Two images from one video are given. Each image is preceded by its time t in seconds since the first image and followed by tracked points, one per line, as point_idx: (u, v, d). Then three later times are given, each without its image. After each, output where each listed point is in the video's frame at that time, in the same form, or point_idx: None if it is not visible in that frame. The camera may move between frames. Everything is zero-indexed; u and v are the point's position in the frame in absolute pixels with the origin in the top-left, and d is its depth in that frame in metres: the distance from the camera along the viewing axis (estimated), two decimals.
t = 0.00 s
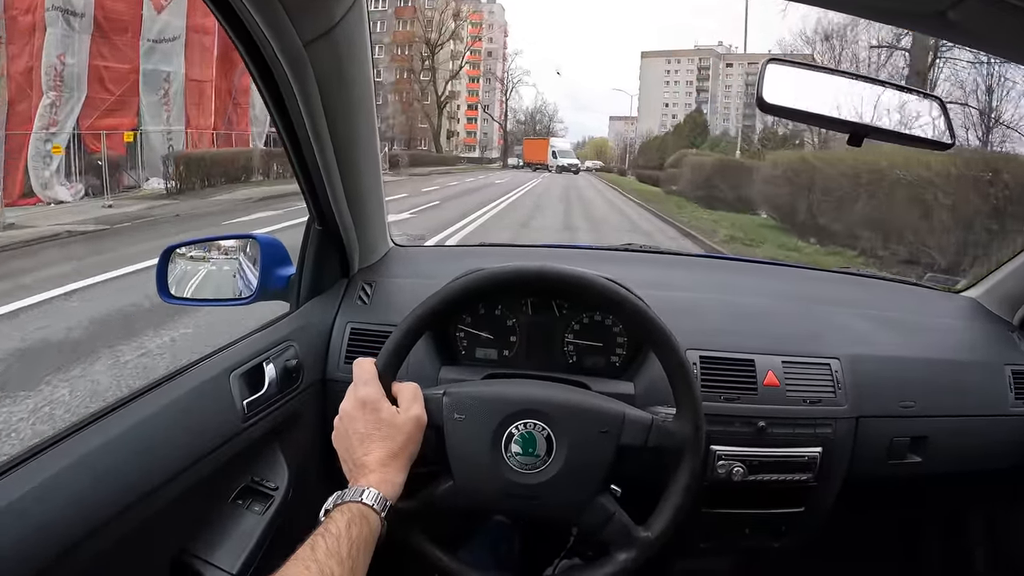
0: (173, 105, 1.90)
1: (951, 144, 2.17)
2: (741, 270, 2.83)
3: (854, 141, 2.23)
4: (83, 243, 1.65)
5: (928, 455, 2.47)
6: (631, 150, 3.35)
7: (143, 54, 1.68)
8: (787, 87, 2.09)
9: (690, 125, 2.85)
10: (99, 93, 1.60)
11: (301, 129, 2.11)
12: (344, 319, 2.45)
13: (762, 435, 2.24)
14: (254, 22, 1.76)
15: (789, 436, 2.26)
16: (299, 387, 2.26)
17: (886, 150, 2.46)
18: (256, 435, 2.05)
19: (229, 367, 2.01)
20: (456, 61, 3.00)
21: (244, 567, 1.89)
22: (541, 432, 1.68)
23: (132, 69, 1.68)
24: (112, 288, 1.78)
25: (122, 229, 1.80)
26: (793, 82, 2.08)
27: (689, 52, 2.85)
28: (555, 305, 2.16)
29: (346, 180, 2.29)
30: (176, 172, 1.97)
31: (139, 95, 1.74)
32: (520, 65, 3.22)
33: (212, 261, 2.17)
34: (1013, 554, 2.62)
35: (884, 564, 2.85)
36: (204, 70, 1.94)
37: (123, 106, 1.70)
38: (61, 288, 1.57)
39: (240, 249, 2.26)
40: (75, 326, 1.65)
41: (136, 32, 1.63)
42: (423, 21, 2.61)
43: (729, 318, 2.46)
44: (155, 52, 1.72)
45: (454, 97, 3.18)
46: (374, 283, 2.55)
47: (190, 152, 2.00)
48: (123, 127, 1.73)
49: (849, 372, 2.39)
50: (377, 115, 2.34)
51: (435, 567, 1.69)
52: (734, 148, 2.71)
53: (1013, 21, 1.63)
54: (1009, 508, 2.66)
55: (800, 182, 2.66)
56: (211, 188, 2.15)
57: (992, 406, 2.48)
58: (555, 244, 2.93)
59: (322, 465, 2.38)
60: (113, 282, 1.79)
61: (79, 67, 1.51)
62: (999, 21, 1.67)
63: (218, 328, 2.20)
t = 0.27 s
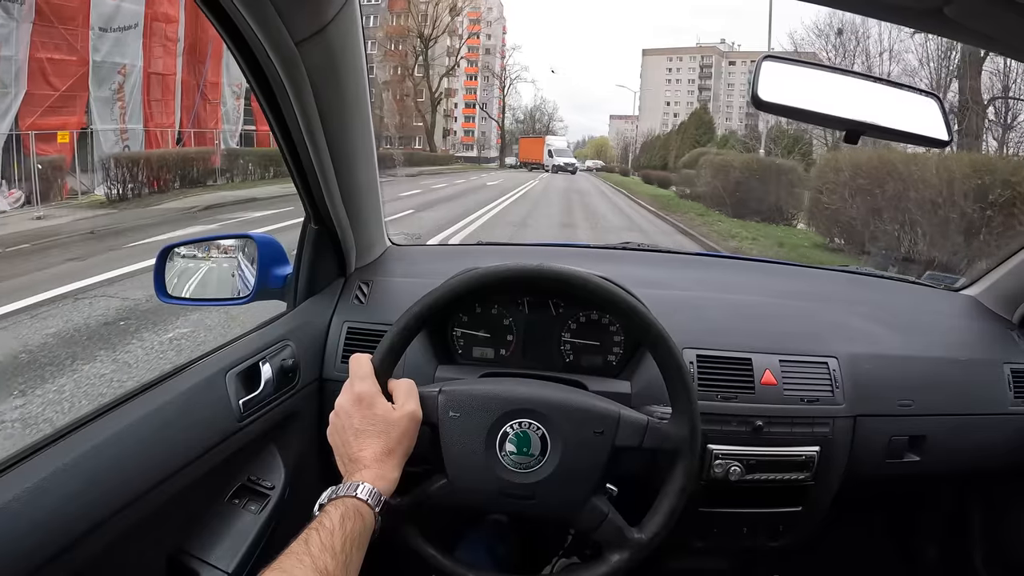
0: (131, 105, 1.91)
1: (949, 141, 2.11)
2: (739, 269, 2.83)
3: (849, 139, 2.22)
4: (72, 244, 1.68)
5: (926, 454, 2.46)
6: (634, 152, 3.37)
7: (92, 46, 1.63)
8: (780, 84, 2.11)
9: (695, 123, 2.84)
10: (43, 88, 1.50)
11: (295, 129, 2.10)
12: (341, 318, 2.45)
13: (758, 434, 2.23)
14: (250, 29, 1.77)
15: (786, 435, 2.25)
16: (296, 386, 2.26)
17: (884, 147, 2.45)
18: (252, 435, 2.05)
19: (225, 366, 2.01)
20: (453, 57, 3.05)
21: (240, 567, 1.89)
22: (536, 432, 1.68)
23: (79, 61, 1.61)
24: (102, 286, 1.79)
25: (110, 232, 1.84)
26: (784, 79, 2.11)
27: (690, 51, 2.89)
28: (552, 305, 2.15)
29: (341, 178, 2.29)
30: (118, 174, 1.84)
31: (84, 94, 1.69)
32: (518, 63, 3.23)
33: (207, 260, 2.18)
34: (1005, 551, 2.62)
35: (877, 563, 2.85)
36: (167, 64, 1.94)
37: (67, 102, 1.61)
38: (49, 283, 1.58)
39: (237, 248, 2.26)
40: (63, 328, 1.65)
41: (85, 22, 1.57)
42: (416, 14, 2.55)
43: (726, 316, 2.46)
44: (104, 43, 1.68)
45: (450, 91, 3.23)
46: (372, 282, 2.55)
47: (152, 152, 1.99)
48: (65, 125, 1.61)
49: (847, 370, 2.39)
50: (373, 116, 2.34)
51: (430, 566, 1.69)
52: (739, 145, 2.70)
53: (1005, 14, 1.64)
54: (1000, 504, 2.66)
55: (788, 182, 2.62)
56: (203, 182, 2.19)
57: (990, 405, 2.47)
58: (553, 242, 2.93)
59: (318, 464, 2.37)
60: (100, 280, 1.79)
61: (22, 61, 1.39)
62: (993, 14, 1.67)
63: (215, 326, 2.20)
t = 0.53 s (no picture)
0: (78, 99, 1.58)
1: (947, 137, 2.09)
2: (738, 266, 2.83)
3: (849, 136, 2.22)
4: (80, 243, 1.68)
5: (925, 451, 2.46)
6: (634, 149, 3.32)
7: (31, 34, 1.35)
8: (778, 81, 2.10)
9: (699, 119, 2.81)
10: None
11: (293, 127, 2.10)
12: (340, 316, 2.45)
13: (757, 431, 2.23)
14: (247, 29, 1.78)
15: (785, 432, 2.25)
16: (295, 384, 2.26)
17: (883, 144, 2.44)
18: (251, 432, 2.05)
19: (224, 364, 2.01)
20: (448, 51, 2.96)
21: (239, 564, 1.89)
22: (534, 429, 1.68)
23: (18, 54, 1.33)
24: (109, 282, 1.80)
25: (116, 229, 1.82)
26: (783, 76, 2.11)
27: (690, 46, 2.77)
28: (551, 301, 2.15)
29: (339, 176, 2.29)
30: (46, 181, 1.49)
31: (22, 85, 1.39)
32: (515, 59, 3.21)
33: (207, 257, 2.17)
34: (1005, 549, 2.63)
35: (876, 561, 2.85)
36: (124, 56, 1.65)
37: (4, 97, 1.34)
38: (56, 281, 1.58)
39: (237, 246, 2.26)
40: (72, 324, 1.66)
41: (23, 7, 1.29)
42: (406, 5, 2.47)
43: (725, 313, 2.46)
44: (44, 31, 1.37)
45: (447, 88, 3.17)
46: (370, 280, 2.55)
47: (101, 154, 1.68)
48: None
49: (846, 367, 2.39)
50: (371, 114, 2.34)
51: (428, 562, 1.69)
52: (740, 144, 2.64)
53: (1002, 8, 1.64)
54: (1000, 502, 2.66)
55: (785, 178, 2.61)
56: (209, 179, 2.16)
57: (990, 401, 2.47)
58: (552, 240, 2.92)
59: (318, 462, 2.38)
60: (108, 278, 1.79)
61: None
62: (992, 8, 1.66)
63: (214, 324, 2.20)
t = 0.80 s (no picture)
0: (14, 95, 1.32)
1: (947, 137, 2.10)
2: (738, 266, 2.83)
3: (848, 136, 2.22)
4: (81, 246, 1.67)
5: (926, 449, 2.46)
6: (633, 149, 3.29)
7: None
8: (778, 81, 2.10)
9: (705, 116, 2.71)
10: None
11: (293, 127, 2.10)
12: (342, 316, 2.46)
13: (758, 430, 2.24)
14: (248, 31, 1.78)
15: (786, 431, 2.26)
16: (297, 384, 2.27)
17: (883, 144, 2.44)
18: (253, 433, 2.06)
19: (226, 365, 2.02)
20: (443, 45, 2.96)
21: (242, 564, 1.90)
22: (535, 429, 1.68)
23: None
24: (112, 286, 1.79)
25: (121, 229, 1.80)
26: (781, 77, 2.11)
27: (692, 43, 2.79)
28: (552, 301, 2.15)
29: (339, 176, 2.29)
30: (21, 185, 1.34)
31: None
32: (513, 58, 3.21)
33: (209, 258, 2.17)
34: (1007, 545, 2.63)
35: (878, 560, 2.85)
36: (70, 47, 1.44)
37: None
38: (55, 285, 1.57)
39: (238, 247, 2.26)
40: (71, 330, 1.65)
41: None
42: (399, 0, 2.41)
43: (726, 313, 2.46)
44: None
45: (443, 85, 3.17)
46: (371, 281, 2.55)
47: (52, 157, 1.41)
48: None
49: (846, 366, 2.39)
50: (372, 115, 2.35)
51: (430, 563, 1.70)
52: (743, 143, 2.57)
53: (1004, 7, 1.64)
54: (1001, 499, 2.67)
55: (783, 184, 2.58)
56: (217, 182, 2.15)
57: (990, 400, 2.47)
58: (552, 240, 2.93)
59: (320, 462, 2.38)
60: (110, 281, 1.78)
61: None
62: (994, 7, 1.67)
63: (215, 325, 2.21)
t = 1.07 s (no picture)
0: None
1: (952, 134, 2.08)
2: (740, 266, 2.80)
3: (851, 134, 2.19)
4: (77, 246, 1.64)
5: (931, 452, 2.43)
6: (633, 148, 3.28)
7: None
8: (781, 78, 2.07)
9: (711, 115, 2.65)
10: None
11: (290, 127, 2.07)
12: (340, 318, 2.43)
13: (762, 433, 2.21)
14: (244, 29, 1.76)
15: (790, 434, 2.23)
16: (295, 387, 2.24)
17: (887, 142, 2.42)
18: (251, 437, 2.03)
19: (223, 368, 1.99)
20: (436, 42, 2.89)
21: (239, 570, 1.87)
22: (536, 433, 1.65)
23: None
24: (107, 288, 1.76)
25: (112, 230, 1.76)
26: (785, 73, 2.08)
27: (693, 41, 2.74)
28: (553, 303, 2.12)
29: (337, 176, 2.26)
30: None
31: None
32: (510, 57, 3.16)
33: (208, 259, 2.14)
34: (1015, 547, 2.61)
35: (883, 562, 2.82)
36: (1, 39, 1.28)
37: None
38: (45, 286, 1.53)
39: (238, 249, 2.22)
40: (65, 333, 1.60)
41: None
42: None
43: (729, 314, 2.43)
44: None
45: (438, 83, 3.13)
46: (370, 282, 2.52)
47: None
48: None
49: (850, 367, 2.36)
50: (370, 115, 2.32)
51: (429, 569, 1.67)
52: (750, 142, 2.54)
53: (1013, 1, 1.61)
54: (1009, 502, 2.64)
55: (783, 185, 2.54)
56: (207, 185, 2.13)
57: (996, 401, 2.44)
58: (552, 240, 2.90)
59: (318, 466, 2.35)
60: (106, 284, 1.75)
61: None
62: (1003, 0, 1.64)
63: (213, 328, 2.18)
